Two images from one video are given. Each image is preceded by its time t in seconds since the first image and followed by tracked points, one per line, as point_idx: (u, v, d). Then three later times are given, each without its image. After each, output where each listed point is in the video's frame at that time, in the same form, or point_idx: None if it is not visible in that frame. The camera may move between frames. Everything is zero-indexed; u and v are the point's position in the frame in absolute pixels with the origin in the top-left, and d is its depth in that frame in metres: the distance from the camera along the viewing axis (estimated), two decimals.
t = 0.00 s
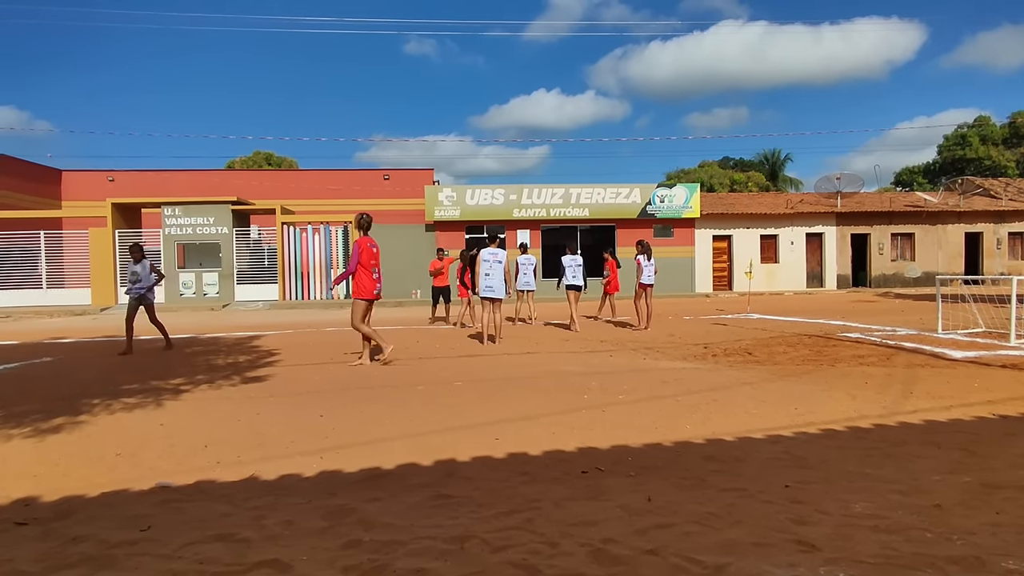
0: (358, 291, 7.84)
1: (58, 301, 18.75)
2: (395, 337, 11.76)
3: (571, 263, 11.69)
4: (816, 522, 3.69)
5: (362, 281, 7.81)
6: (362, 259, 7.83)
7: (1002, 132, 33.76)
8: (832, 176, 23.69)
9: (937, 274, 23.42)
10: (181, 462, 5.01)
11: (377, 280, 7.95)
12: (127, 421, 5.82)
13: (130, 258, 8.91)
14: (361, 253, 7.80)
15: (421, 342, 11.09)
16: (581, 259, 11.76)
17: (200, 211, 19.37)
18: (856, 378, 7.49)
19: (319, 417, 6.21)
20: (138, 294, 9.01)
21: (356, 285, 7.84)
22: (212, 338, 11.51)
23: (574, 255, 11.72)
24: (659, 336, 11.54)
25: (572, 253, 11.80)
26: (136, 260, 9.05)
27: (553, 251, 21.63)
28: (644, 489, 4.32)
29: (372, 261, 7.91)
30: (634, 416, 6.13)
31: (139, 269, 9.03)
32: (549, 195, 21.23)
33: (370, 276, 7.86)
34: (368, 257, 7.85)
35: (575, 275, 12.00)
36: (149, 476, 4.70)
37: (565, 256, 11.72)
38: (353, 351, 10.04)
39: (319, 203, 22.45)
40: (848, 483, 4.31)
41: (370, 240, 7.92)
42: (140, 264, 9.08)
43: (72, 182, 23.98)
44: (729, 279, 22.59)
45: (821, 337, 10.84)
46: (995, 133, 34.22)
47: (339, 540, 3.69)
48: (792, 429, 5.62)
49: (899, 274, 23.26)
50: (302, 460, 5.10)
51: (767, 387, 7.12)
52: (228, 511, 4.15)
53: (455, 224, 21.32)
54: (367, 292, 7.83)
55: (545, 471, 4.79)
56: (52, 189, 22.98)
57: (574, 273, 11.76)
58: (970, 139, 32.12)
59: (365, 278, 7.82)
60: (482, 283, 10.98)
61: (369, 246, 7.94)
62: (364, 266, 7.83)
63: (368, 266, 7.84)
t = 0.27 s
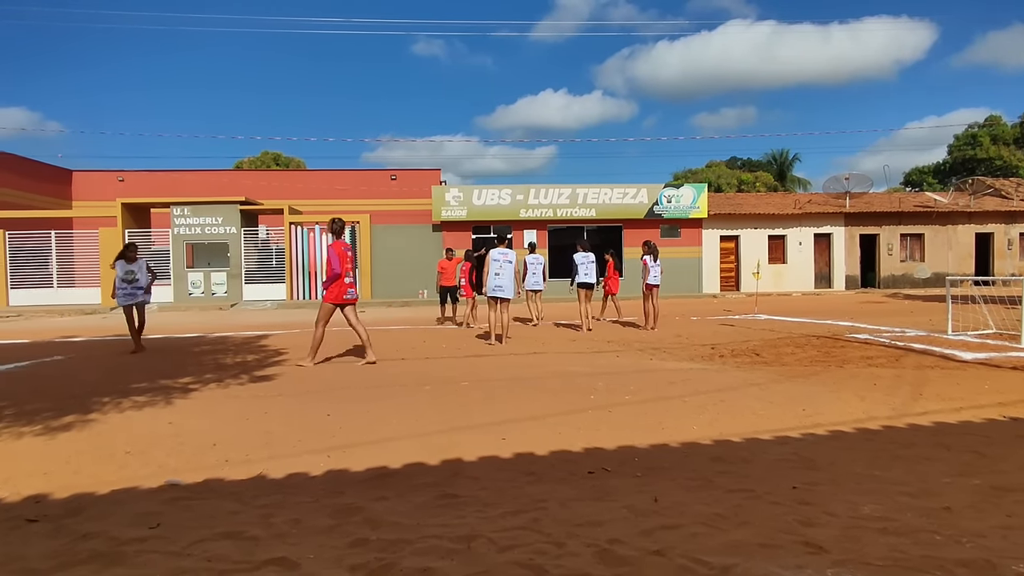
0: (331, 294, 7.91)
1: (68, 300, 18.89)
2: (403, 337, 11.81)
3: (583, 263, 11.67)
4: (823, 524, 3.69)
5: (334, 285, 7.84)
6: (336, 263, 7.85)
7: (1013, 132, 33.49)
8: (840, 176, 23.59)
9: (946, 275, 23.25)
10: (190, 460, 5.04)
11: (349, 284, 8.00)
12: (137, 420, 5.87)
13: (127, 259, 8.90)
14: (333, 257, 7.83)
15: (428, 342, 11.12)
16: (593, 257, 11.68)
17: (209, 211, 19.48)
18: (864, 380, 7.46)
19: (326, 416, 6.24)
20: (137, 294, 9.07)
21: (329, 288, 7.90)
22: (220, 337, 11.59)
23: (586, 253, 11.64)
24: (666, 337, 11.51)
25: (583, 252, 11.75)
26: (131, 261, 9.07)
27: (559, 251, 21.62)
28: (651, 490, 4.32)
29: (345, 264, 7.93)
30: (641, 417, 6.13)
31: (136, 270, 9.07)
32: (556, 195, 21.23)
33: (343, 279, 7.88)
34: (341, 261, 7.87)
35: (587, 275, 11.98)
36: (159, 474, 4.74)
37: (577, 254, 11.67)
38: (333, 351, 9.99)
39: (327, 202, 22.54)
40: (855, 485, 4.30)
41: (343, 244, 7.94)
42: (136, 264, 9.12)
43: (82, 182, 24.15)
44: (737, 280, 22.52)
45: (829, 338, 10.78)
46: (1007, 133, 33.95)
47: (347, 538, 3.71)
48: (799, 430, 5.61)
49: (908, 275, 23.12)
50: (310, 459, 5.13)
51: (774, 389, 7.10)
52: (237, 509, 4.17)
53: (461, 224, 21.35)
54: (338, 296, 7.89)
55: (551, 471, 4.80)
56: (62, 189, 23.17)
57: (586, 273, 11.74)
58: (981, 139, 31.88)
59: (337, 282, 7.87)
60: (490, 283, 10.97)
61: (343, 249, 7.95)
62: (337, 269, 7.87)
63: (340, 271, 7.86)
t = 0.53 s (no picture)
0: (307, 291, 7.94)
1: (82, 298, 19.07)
2: (412, 336, 11.83)
3: (601, 261, 11.61)
4: (836, 526, 3.65)
5: (309, 281, 7.85)
6: (309, 260, 7.87)
7: None
8: (852, 175, 23.44)
9: (960, 274, 23.02)
10: (203, 457, 5.07)
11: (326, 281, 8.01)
12: (150, 417, 5.91)
13: (133, 260, 8.97)
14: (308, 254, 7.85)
15: (438, 341, 11.13)
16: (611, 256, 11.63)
17: (220, 211, 19.61)
18: (877, 381, 7.39)
19: (337, 414, 6.25)
20: (139, 294, 9.19)
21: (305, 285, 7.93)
22: (232, 335, 11.65)
23: (604, 252, 11.56)
24: (676, 337, 11.46)
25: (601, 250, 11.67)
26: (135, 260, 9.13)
27: (568, 251, 21.62)
28: (662, 490, 4.30)
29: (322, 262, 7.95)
30: (652, 417, 6.10)
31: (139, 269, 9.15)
32: (565, 194, 21.18)
33: (318, 276, 7.88)
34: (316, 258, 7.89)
35: (604, 273, 11.92)
36: (172, 471, 4.77)
37: (597, 252, 11.61)
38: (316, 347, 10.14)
39: (337, 202, 22.61)
40: (869, 486, 4.25)
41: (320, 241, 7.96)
42: (138, 263, 9.20)
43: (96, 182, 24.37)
44: (747, 280, 22.41)
45: (841, 339, 10.69)
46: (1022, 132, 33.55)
47: (359, 536, 3.72)
48: (812, 431, 5.56)
49: (922, 275, 22.90)
50: (321, 457, 5.15)
51: (786, 389, 7.05)
52: (249, 506, 4.19)
53: (471, 223, 21.37)
54: (314, 293, 7.90)
55: (562, 471, 4.78)
56: (77, 188, 23.41)
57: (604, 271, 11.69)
58: (996, 137, 31.52)
59: (313, 278, 7.87)
60: (501, 282, 10.96)
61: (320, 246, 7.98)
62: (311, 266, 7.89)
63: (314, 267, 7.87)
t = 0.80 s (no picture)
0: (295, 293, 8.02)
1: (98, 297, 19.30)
2: (424, 334, 11.87)
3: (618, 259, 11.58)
4: (852, 527, 3.63)
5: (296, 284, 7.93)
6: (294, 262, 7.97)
7: None
8: (867, 174, 23.28)
9: (978, 273, 22.75)
10: (218, 454, 5.12)
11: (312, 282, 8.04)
12: (167, 414, 5.97)
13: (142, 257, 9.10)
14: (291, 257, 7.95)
15: (449, 339, 11.16)
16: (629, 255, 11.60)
17: (234, 210, 19.77)
18: (893, 380, 7.32)
19: (350, 413, 6.29)
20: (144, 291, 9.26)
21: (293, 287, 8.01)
22: (246, 333, 11.76)
23: (621, 250, 11.50)
24: (688, 336, 11.41)
25: (620, 248, 11.62)
26: (143, 258, 9.26)
27: (579, 250, 21.59)
28: (675, 490, 4.29)
29: (306, 264, 8.00)
30: (664, 416, 6.08)
31: (147, 268, 9.30)
32: (577, 193, 21.13)
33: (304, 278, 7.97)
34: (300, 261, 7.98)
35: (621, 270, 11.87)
36: (189, 468, 4.82)
37: (614, 250, 11.54)
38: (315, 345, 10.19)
39: (350, 201, 22.71)
40: (884, 487, 4.22)
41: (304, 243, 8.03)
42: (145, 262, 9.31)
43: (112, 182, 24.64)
44: (761, 278, 22.28)
45: (857, 338, 10.60)
46: None
47: (372, 534, 3.74)
48: (826, 431, 5.52)
49: (938, 274, 22.65)
50: (335, 455, 5.18)
51: (800, 389, 7.01)
52: (264, 503, 4.22)
53: (482, 222, 21.39)
54: (301, 295, 7.96)
55: (574, 470, 4.78)
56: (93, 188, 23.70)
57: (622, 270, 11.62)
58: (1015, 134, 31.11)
59: (297, 281, 7.94)
60: (511, 279, 10.95)
61: (304, 249, 8.04)
62: (296, 269, 7.99)
63: (297, 270, 7.96)
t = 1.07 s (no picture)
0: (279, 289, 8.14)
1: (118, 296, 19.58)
2: (438, 333, 11.91)
3: (631, 259, 11.54)
4: (869, 528, 3.60)
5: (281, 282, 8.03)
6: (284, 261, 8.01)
7: None
8: (885, 170, 23.09)
9: (999, 271, 22.44)
10: (236, 452, 5.17)
11: (297, 283, 8.14)
12: (185, 412, 6.04)
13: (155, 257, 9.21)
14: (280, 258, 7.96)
15: (463, 339, 11.19)
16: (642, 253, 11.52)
17: (250, 211, 19.96)
18: (911, 380, 7.24)
19: (364, 411, 6.33)
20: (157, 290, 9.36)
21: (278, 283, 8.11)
22: (262, 332, 11.87)
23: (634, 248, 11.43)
24: (703, 335, 11.35)
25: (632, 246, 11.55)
26: (157, 258, 9.37)
27: (593, 249, 21.56)
28: (690, 490, 4.28)
29: (295, 265, 8.08)
30: (678, 416, 6.06)
31: (160, 268, 9.41)
32: (590, 192, 21.10)
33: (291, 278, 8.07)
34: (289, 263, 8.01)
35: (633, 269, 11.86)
36: (207, 465, 4.88)
37: (626, 248, 11.46)
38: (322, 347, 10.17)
39: (364, 201, 22.83)
40: (903, 489, 4.18)
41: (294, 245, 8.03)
42: (159, 261, 9.43)
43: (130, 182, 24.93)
44: (776, 277, 22.11)
45: (874, 338, 10.49)
46: None
47: (387, 532, 3.76)
48: (843, 432, 5.48)
49: (958, 272, 22.37)
50: (350, 453, 5.22)
51: (817, 389, 6.95)
52: (281, 500, 4.27)
53: (496, 222, 21.40)
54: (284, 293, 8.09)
55: (588, 469, 4.78)
56: (113, 190, 24.02)
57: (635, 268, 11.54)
58: None
59: (283, 280, 8.04)
60: (523, 279, 10.94)
61: (294, 250, 8.04)
62: (284, 268, 8.05)
63: (285, 271, 8.00)
